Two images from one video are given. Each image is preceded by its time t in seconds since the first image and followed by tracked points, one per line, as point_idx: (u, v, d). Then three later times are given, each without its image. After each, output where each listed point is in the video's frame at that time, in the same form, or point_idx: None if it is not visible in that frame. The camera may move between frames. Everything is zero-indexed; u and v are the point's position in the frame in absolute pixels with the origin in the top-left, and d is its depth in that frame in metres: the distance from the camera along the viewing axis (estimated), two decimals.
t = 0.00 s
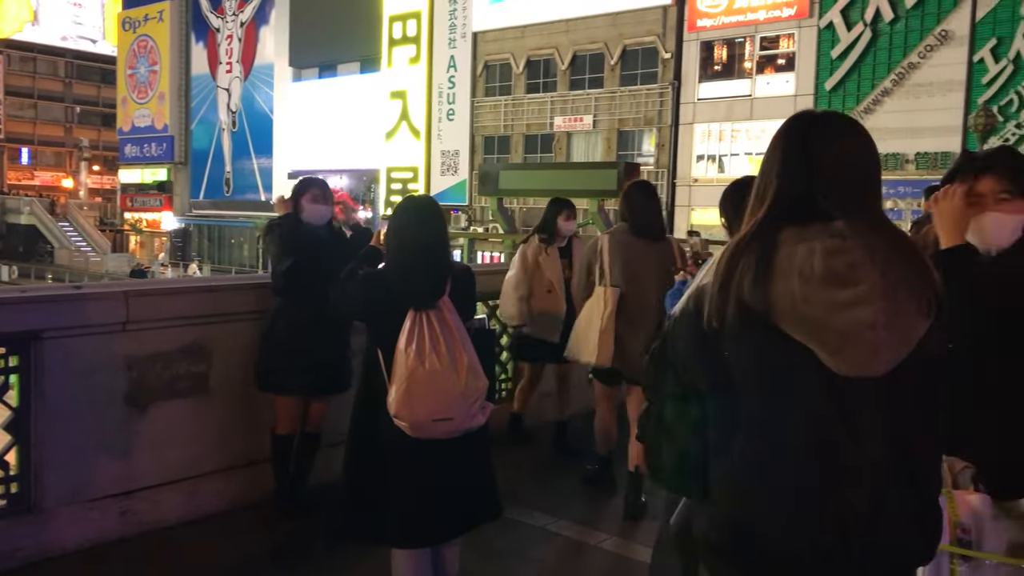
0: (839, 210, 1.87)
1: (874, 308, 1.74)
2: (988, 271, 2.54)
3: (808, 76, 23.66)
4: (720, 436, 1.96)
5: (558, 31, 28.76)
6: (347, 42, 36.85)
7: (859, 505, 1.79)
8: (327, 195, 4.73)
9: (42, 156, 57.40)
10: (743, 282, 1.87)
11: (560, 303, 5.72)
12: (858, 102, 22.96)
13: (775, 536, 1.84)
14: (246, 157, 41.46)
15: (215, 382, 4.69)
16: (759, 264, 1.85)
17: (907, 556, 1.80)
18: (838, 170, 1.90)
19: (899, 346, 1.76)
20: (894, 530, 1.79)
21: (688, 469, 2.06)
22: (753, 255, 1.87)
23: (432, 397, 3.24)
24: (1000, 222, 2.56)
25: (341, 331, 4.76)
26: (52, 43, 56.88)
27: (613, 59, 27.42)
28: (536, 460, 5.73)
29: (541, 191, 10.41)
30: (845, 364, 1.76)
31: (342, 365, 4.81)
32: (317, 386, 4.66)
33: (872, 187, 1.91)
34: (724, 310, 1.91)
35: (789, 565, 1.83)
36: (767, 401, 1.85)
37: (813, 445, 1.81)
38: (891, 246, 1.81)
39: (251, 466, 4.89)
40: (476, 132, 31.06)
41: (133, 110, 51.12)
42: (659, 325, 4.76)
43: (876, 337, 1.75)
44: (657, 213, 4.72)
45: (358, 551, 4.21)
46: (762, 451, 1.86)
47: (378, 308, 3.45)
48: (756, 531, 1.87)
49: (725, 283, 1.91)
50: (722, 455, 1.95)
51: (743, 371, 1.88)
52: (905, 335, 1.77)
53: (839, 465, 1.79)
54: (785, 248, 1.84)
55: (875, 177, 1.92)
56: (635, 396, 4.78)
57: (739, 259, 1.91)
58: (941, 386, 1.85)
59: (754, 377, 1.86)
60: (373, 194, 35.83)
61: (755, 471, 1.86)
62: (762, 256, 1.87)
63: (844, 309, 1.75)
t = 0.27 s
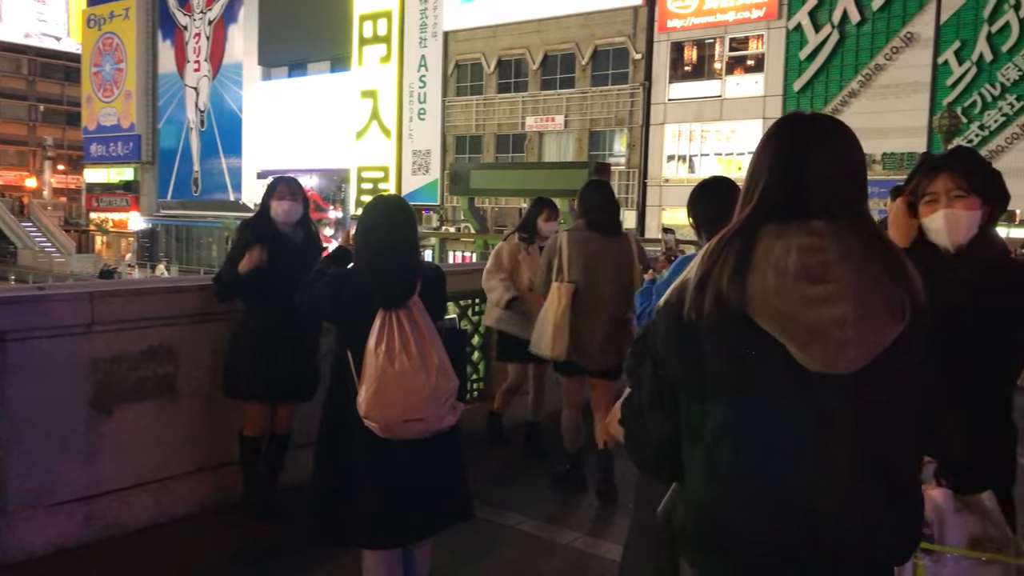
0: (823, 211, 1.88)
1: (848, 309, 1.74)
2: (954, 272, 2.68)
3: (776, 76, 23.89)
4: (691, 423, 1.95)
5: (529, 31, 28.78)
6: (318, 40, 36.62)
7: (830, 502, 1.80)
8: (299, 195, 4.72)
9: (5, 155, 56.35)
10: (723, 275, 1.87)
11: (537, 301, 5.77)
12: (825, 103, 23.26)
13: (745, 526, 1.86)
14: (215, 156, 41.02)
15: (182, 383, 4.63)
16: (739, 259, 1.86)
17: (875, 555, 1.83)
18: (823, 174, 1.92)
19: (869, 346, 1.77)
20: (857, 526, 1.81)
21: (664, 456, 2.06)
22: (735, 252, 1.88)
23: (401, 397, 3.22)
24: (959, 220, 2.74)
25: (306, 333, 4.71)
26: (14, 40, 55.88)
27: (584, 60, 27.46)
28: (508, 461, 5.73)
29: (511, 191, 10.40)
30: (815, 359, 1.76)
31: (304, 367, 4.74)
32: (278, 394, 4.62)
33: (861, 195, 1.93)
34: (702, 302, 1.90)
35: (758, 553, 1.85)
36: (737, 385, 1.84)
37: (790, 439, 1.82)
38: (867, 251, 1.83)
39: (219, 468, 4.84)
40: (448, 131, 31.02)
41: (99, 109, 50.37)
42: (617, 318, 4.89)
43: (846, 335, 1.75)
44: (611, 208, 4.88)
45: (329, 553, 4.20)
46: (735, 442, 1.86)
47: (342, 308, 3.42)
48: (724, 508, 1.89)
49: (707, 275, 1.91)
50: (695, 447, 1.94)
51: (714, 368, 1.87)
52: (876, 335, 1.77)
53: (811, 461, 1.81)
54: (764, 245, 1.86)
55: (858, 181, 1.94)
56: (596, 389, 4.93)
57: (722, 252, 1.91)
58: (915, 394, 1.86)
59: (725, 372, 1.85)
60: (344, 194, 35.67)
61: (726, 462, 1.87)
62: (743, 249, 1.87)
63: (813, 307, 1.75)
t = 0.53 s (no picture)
0: (804, 215, 1.92)
1: (825, 308, 1.78)
2: (914, 270, 2.69)
3: (747, 77, 24.08)
4: (667, 417, 1.97)
5: (502, 31, 28.78)
6: (290, 39, 36.41)
7: (803, 498, 1.83)
8: (274, 197, 4.69)
9: None
10: (704, 273, 1.90)
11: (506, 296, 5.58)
12: (795, 103, 23.52)
13: (721, 517, 1.89)
14: (186, 156, 40.64)
15: (152, 385, 4.59)
16: (722, 256, 1.89)
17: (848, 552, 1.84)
18: (807, 177, 1.95)
19: (846, 345, 1.81)
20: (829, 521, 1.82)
21: (643, 449, 2.08)
22: (717, 251, 1.91)
23: (375, 397, 3.22)
24: (913, 219, 2.80)
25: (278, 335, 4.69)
26: None
27: (557, 60, 27.50)
28: (480, 460, 5.73)
29: (485, 190, 10.39)
30: (791, 354, 1.79)
31: (275, 368, 4.71)
32: (250, 396, 4.60)
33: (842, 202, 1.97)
34: (685, 298, 1.93)
35: (732, 546, 1.88)
36: (715, 378, 1.86)
37: (764, 433, 1.84)
38: (846, 254, 1.88)
39: (189, 471, 4.80)
40: (421, 131, 31.01)
41: (67, 107, 49.68)
42: (575, 312, 5.17)
43: (822, 332, 1.78)
44: (572, 207, 5.16)
45: (301, 555, 4.18)
46: (711, 436, 1.89)
47: (318, 307, 3.41)
48: (700, 498, 1.92)
49: (690, 271, 1.94)
50: (673, 441, 1.97)
51: (693, 362, 1.89)
52: (852, 334, 1.81)
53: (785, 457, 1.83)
54: (747, 243, 1.89)
55: (838, 186, 1.98)
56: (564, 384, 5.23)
57: (707, 251, 1.94)
58: (895, 395, 1.88)
59: (703, 367, 1.88)
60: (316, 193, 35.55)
61: (703, 456, 1.89)
62: (726, 247, 1.91)
63: (791, 304, 1.79)
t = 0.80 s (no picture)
0: (783, 213, 1.93)
1: (805, 307, 1.80)
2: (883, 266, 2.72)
3: (720, 77, 24.24)
4: (644, 414, 1.97)
5: (476, 30, 28.75)
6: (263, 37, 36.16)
7: (777, 495, 1.84)
8: (247, 199, 4.66)
9: None
10: (684, 271, 1.91)
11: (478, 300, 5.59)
12: (768, 104, 23.70)
13: (696, 514, 1.89)
14: (157, 155, 40.08)
15: (122, 387, 4.53)
16: (702, 253, 1.90)
17: (820, 547, 1.87)
18: (786, 178, 1.95)
19: (822, 343, 1.82)
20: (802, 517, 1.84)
21: (619, 444, 2.09)
22: (698, 248, 1.91)
23: (350, 397, 3.20)
24: (862, 221, 2.86)
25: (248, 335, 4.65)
26: None
27: (531, 59, 27.50)
28: (454, 459, 5.71)
29: (458, 190, 10.35)
30: (770, 353, 1.80)
31: (247, 368, 4.67)
32: (225, 397, 4.57)
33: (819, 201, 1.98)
34: (666, 296, 1.93)
35: (707, 543, 1.89)
36: (693, 374, 1.87)
37: (741, 432, 1.85)
38: (823, 253, 1.89)
39: (160, 472, 4.75)
40: (395, 130, 30.77)
41: (35, 105, 48.91)
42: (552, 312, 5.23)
43: (800, 331, 1.80)
44: (547, 208, 5.18)
45: (273, 555, 4.16)
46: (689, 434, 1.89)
47: (293, 307, 3.38)
48: (676, 493, 1.92)
49: (672, 269, 1.93)
50: (650, 438, 1.97)
51: (673, 362, 1.90)
52: (827, 333, 1.83)
53: (762, 455, 1.84)
54: (728, 241, 1.90)
55: (816, 186, 1.99)
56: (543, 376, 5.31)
57: (687, 249, 1.94)
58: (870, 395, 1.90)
59: (682, 365, 1.88)
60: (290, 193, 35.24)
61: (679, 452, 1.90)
62: (707, 245, 1.91)
63: (769, 302, 1.80)
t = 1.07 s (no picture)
0: (759, 212, 1.95)
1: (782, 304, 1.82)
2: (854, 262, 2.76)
3: (697, 77, 24.39)
4: (621, 407, 1.98)
5: (454, 29, 28.72)
6: (239, 35, 35.92)
7: (752, 489, 1.86)
8: (224, 199, 4.62)
9: None
10: (662, 267, 1.92)
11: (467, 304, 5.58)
12: (744, 104, 23.87)
13: (670, 509, 1.90)
14: (131, 153, 39.70)
15: (96, 388, 4.49)
16: (682, 249, 1.91)
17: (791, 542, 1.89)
18: (764, 179, 1.98)
19: (799, 339, 1.85)
20: (776, 510, 1.86)
21: (595, 437, 2.10)
22: (677, 245, 1.93)
23: (328, 397, 3.20)
24: (826, 222, 2.95)
25: (223, 334, 4.62)
26: None
27: (510, 58, 27.49)
28: (433, 459, 5.71)
29: (438, 188, 10.35)
30: (745, 348, 1.83)
31: (224, 367, 4.65)
32: (203, 397, 4.55)
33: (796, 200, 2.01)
34: (645, 292, 1.94)
35: (680, 537, 1.90)
36: (671, 369, 1.89)
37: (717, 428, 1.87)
38: (799, 251, 1.92)
39: (135, 474, 4.71)
40: (373, 129, 30.79)
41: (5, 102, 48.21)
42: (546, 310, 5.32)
43: (774, 327, 1.83)
44: (537, 209, 5.25)
45: (249, 556, 4.14)
46: (666, 429, 1.90)
47: (271, 306, 3.37)
48: (650, 488, 1.92)
49: (651, 264, 1.94)
50: (624, 432, 1.98)
51: (651, 358, 1.91)
52: (802, 329, 1.86)
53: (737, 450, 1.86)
54: (706, 238, 1.91)
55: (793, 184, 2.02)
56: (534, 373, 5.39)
57: (666, 245, 1.96)
58: (844, 389, 1.92)
59: (660, 359, 1.89)
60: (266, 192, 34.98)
61: (655, 446, 1.91)
62: (685, 241, 1.93)
63: (747, 299, 1.82)
